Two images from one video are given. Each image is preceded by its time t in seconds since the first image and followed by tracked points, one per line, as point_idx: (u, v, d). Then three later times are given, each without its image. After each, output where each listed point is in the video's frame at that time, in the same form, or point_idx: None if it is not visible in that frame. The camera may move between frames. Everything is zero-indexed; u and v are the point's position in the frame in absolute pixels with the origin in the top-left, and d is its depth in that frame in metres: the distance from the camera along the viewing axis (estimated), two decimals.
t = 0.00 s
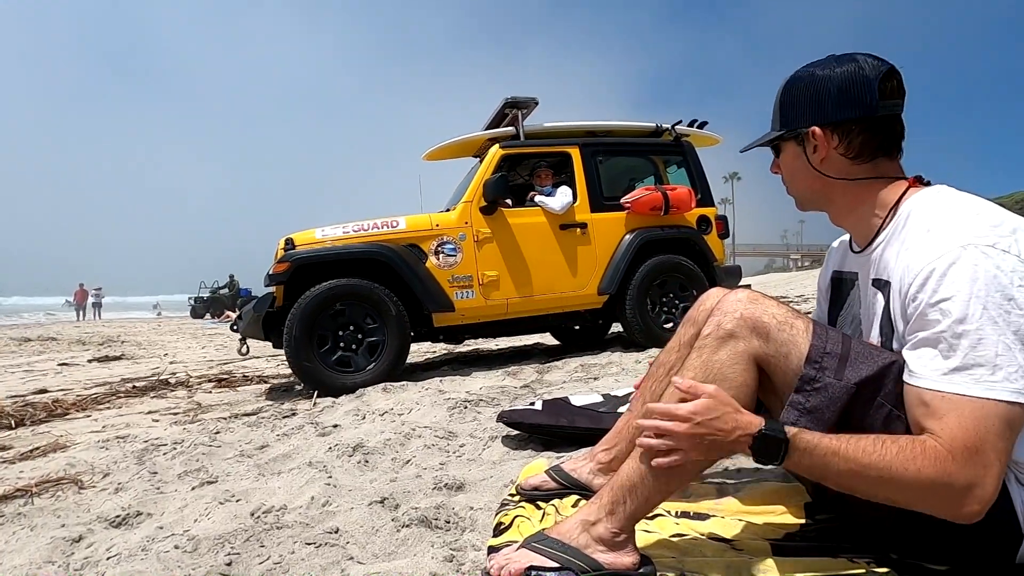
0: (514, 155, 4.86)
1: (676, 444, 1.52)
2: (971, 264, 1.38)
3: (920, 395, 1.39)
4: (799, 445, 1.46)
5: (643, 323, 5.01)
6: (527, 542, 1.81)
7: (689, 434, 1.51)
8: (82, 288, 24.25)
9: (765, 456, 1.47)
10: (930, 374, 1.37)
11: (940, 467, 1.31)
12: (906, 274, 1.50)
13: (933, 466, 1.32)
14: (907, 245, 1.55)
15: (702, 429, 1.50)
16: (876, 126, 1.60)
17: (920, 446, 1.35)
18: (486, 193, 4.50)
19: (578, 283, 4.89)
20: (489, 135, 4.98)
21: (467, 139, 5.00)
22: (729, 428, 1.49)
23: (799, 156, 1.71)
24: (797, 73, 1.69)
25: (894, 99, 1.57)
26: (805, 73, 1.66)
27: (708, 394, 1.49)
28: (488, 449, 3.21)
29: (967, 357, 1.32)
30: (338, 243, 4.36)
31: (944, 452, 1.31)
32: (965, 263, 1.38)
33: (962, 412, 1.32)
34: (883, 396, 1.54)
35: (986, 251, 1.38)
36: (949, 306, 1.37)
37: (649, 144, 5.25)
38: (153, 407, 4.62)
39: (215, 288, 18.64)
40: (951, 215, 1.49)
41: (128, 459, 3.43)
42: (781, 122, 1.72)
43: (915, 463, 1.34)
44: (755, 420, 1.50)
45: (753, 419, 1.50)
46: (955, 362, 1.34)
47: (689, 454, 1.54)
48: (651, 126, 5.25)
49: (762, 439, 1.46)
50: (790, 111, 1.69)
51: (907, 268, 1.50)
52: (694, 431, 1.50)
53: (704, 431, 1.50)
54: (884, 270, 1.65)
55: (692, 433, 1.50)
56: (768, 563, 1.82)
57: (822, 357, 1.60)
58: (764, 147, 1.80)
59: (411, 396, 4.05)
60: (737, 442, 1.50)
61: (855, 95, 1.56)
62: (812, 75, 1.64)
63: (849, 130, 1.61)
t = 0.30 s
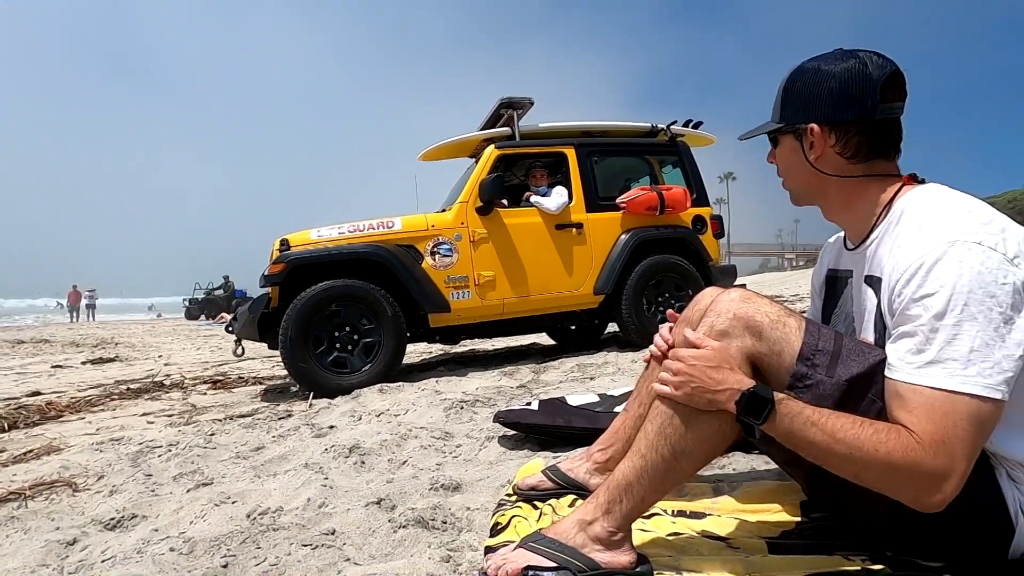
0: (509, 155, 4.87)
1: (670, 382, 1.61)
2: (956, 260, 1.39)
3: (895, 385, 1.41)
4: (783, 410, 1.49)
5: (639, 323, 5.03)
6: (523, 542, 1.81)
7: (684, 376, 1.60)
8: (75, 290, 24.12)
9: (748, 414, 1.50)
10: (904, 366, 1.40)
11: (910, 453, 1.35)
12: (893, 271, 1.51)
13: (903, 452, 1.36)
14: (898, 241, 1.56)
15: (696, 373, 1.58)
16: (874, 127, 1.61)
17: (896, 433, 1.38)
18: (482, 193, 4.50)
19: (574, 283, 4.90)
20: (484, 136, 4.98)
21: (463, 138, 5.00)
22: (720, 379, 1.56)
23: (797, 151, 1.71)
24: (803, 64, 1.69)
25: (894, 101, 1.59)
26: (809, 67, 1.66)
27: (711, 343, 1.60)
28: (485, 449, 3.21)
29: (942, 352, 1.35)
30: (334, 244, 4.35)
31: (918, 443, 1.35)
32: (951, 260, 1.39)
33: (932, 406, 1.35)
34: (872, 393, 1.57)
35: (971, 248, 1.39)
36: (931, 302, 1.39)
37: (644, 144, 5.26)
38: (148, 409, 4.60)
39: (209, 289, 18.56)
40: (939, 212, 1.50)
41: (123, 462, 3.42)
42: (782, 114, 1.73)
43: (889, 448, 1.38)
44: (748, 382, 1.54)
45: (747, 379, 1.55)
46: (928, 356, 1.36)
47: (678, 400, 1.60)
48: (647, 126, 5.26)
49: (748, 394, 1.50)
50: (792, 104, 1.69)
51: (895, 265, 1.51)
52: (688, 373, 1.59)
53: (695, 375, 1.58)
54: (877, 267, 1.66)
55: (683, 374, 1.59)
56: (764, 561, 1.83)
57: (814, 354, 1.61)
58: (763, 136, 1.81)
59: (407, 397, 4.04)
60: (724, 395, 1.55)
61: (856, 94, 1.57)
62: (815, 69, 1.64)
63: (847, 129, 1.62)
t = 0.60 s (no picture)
0: (500, 159, 4.87)
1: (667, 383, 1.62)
2: (953, 258, 1.40)
3: (892, 385, 1.43)
4: (781, 412, 1.50)
5: (632, 325, 5.04)
6: (520, 544, 1.80)
7: (680, 377, 1.60)
8: (62, 300, 23.88)
9: (746, 416, 1.51)
10: (902, 364, 1.41)
11: (908, 453, 1.37)
12: (888, 270, 1.53)
13: (901, 452, 1.37)
14: (893, 240, 1.58)
15: (693, 374, 1.59)
16: (871, 121, 1.63)
17: (894, 433, 1.39)
18: (473, 197, 4.51)
19: (566, 286, 4.91)
20: (475, 140, 4.99)
21: (453, 143, 5.00)
22: (717, 381, 1.57)
23: (793, 145, 1.73)
24: (797, 62, 1.71)
25: (890, 95, 1.60)
26: (805, 63, 1.68)
27: (708, 344, 1.60)
28: (480, 453, 3.21)
29: (939, 351, 1.36)
30: (325, 250, 4.34)
31: (914, 441, 1.37)
32: (947, 258, 1.40)
33: (930, 405, 1.37)
34: (867, 390, 1.58)
35: (967, 246, 1.40)
36: (928, 300, 1.40)
37: (634, 146, 5.29)
38: (139, 419, 4.55)
39: (198, 297, 18.42)
40: (934, 211, 1.51)
41: (114, 473, 3.38)
42: (778, 109, 1.74)
43: (887, 446, 1.39)
44: (746, 384, 1.55)
45: (744, 380, 1.56)
46: (926, 355, 1.38)
47: (675, 402, 1.61)
48: (636, 128, 5.29)
49: (746, 396, 1.51)
50: (788, 100, 1.71)
51: (890, 264, 1.53)
52: (684, 374, 1.59)
53: (692, 377, 1.58)
54: (871, 264, 1.67)
55: (681, 375, 1.60)
56: (760, 558, 1.83)
57: (808, 352, 1.62)
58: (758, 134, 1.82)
59: (401, 402, 4.03)
60: (721, 398, 1.56)
61: (852, 87, 1.59)
62: (811, 65, 1.66)
63: (844, 122, 1.64)
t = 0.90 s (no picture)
0: (494, 160, 4.87)
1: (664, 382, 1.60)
2: (943, 259, 1.40)
3: (884, 385, 1.43)
4: (777, 411, 1.50)
5: (626, 326, 5.05)
6: (514, 546, 1.79)
7: (677, 376, 1.59)
8: (54, 303, 23.73)
9: (742, 415, 1.52)
10: (893, 364, 1.42)
11: (899, 452, 1.37)
12: (880, 270, 1.53)
13: (894, 451, 1.38)
14: (884, 240, 1.58)
15: (689, 374, 1.58)
16: (865, 121, 1.64)
17: (886, 432, 1.40)
18: (468, 198, 4.50)
19: (561, 287, 4.91)
20: (469, 141, 4.99)
21: (448, 144, 5.00)
22: (714, 380, 1.57)
23: (787, 145, 1.73)
24: (791, 62, 1.71)
25: (884, 96, 1.62)
26: (799, 63, 1.68)
27: (704, 343, 1.59)
28: (475, 454, 3.20)
29: (931, 351, 1.37)
30: (320, 251, 4.33)
31: (907, 440, 1.37)
32: (938, 258, 1.41)
33: (921, 405, 1.37)
34: (858, 387, 1.57)
35: (957, 247, 1.41)
36: (919, 301, 1.40)
37: (628, 146, 5.30)
38: (131, 422, 4.52)
39: (191, 300, 18.34)
40: (924, 211, 1.52)
41: (105, 477, 3.35)
42: (772, 109, 1.74)
43: (880, 446, 1.39)
44: (742, 383, 1.56)
45: (739, 379, 1.56)
46: (918, 355, 1.38)
47: (671, 400, 1.60)
48: (630, 129, 5.31)
49: (743, 395, 1.51)
50: (782, 98, 1.71)
51: (881, 264, 1.53)
52: (681, 373, 1.58)
53: (689, 377, 1.57)
54: (864, 262, 1.68)
55: (678, 375, 1.59)
56: (753, 557, 1.83)
57: (800, 351, 1.62)
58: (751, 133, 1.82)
59: (395, 404, 4.02)
60: (718, 397, 1.56)
61: (847, 88, 1.59)
62: (806, 65, 1.66)
63: (838, 123, 1.64)
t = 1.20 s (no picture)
0: (490, 160, 4.88)
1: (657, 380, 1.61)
2: (937, 255, 1.42)
3: (877, 380, 1.44)
4: (767, 409, 1.51)
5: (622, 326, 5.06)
6: (510, 545, 1.79)
7: (670, 375, 1.60)
8: (46, 304, 23.58)
9: (734, 413, 1.52)
10: (886, 359, 1.43)
11: (890, 446, 1.38)
12: (873, 267, 1.55)
13: (884, 446, 1.39)
14: (877, 237, 1.59)
15: (682, 372, 1.58)
16: (858, 121, 1.65)
17: (876, 426, 1.41)
18: (464, 199, 4.50)
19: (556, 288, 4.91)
20: (465, 141, 4.99)
21: (443, 144, 5.01)
22: (706, 379, 1.57)
23: (781, 144, 1.74)
24: (784, 63, 1.72)
25: (876, 96, 1.64)
26: (793, 63, 1.69)
27: (698, 342, 1.60)
28: (470, 454, 3.19)
29: (923, 345, 1.38)
30: (316, 251, 4.32)
31: (898, 435, 1.38)
32: (931, 254, 1.42)
33: (912, 399, 1.39)
34: (851, 386, 1.59)
35: (950, 243, 1.42)
36: (912, 296, 1.41)
37: (624, 147, 5.32)
38: (124, 423, 4.50)
39: (183, 300, 18.23)
40: (917, 209, 1.53)
41: (98, 478, 3.33)
42: (766, 108, 1.75)
43: (870, 442, 1.40)
44: (734, 381, 1.57)
45: (731, 378, 1.57)
46: (911, 349, 1.39)
47: (663, 399, 1.61)
48: (625, 130, 5.34)
49: (733, 393, 1.52)
50: (776, 97, 1.72)
51: (874, 261, 1.55)
52: (674, 372, 1.59)
53: (681, 375, 1.58)
54: (856, 262, 1.69)
55: (670, 373, 1.59)
56: (747, 555, 1.84)
57: (794, 349, 1.63)
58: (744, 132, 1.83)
59: (390, 404, 4.01)
60: (710, 395, 1.57)
61: (842, 87, 1.61)
62: (800, 65, 1.67)
63: (832, 122, 1.66)
